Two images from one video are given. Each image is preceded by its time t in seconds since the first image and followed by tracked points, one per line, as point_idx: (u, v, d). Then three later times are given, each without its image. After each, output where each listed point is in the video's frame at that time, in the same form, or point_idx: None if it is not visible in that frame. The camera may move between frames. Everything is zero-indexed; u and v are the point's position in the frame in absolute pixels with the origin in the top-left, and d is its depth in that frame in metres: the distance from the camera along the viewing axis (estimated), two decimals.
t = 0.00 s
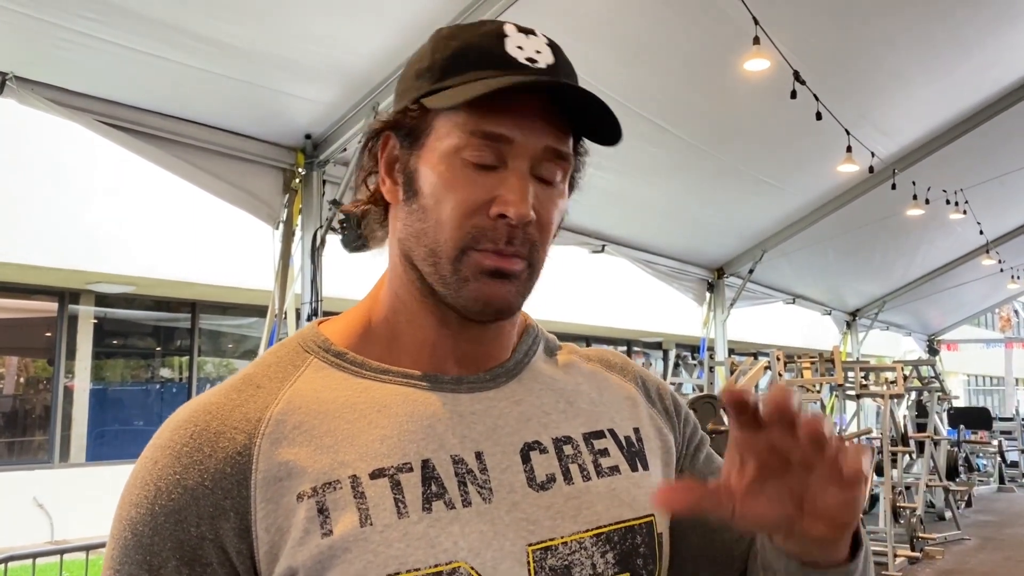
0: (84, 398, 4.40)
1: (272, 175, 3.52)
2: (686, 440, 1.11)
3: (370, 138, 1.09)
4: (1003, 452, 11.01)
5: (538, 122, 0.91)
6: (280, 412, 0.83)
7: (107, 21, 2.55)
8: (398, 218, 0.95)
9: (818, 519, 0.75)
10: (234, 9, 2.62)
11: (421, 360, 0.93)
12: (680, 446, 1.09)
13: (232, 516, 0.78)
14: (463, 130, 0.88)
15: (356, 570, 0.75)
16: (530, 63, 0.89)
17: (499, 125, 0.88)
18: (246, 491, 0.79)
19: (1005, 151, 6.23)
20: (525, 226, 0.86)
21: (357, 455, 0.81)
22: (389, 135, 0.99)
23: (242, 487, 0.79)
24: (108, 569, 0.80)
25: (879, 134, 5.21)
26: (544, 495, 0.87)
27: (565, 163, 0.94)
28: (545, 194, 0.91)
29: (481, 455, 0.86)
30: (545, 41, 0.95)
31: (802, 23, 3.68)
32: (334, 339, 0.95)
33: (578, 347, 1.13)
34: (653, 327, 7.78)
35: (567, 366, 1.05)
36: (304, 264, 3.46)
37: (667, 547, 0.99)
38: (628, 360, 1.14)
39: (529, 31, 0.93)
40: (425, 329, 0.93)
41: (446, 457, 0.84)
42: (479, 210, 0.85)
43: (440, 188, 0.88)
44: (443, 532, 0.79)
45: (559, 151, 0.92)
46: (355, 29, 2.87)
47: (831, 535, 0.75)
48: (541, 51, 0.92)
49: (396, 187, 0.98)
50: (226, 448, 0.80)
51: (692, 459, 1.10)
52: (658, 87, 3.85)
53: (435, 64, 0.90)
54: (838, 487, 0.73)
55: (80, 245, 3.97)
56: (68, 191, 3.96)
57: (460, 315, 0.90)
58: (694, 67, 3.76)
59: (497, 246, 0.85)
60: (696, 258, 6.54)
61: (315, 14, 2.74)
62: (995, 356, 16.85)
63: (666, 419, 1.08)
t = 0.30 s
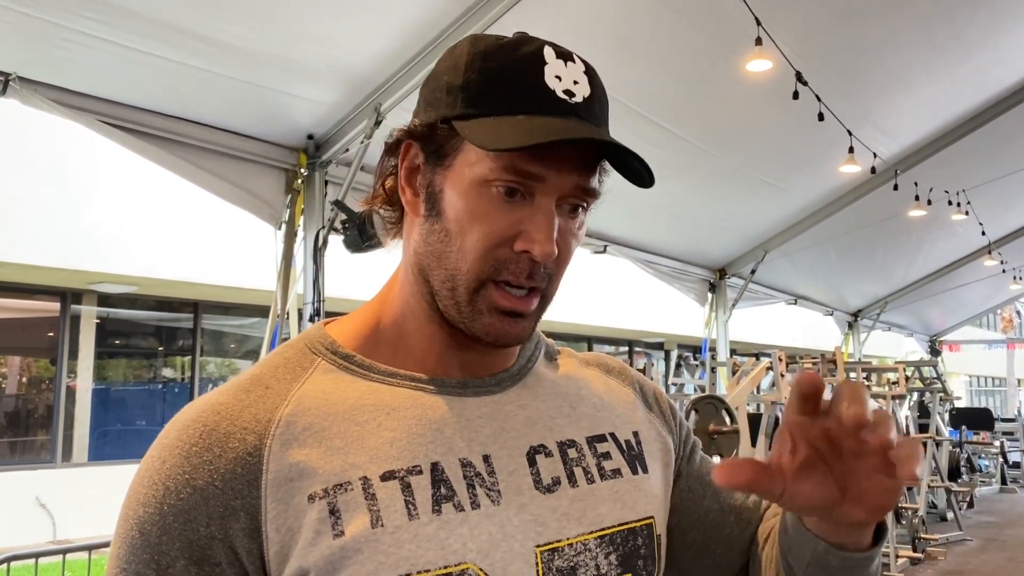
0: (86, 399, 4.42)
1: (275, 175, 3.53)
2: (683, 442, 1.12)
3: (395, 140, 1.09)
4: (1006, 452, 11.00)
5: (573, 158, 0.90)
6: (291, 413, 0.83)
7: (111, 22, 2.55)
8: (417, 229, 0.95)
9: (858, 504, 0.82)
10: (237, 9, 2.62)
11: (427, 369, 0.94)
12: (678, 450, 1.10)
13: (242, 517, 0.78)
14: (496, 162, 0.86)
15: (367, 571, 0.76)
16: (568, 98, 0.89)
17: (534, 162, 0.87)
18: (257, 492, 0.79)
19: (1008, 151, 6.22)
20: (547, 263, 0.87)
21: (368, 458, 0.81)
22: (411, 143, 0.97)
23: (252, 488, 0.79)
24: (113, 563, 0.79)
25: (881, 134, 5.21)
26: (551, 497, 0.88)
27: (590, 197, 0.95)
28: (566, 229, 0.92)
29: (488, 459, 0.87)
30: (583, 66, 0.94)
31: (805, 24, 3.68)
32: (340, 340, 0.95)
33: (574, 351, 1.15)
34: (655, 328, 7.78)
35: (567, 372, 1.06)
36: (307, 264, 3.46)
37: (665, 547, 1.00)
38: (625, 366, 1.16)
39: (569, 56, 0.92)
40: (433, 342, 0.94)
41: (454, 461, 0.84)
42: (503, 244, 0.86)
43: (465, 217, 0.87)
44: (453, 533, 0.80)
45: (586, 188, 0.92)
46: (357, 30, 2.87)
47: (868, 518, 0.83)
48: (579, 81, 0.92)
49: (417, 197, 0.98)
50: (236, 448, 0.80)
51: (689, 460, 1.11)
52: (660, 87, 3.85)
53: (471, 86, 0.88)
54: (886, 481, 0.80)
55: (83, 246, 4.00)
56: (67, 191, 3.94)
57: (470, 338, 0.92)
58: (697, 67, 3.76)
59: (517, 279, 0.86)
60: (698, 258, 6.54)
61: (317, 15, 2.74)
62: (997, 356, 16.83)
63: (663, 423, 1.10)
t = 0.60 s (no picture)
0: (88, 399, 4.42)
1: (277, 175, 3.53)
2: (684, 435, 1.12)
3: (403, 139, 1.10)
4: (1007, 453, 10.98)
5: (578, 144, 0.92)
6: (301, 413, 0.83)
7: (113, 22, 2.56)
8: (427, 222, 0.95)
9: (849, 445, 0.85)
10: (240, 9, 2.62)
11: (437, 364, 0.94)
12: (681, 446, 1.10)
13: (254, 515, 0.78)
14: (506, 146, 0.88)
15: (378, 571, 0.76)
16: (575, 86, 0.91)
17: (542, 145, 0.88)
18: (268, 490, 0.79)
19: (1011, 151, 6.21)
20: (558, 246, 0.87)
21: (378, 457, 0.81)
22: (422, 138, 0.98)
23: (264, 486, 0.79)
24: (123, 562, 0.79)
25: (884, 134, 5.20)
26: (556, 496, 0.88)
27: (597, 186, 0.96)
28: (575, 215, 0.92)
29: (496, 458, 0.87)
30: (588, 61, 0.96)
31: (807, 23, 3.67)
32: (348, 340, 0.95)
33: (575, 350, 1.15)
34: (657, 328, 7.79)
35: (571, 372, 1.06)
36: (309, 264, 3.47)
37: (669, 545, 1.00)
38: (626, 364, 1.15)
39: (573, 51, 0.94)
40: (444, 334, 0.94)
41: (462, 460, 0.84)
42: (515, 227, 0.86)
43: (476, 203, 0.88)
44: (462, 533, 0.80)
45: (593, 175, 0.94)
46: (360, 30, 2.87)
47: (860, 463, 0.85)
48: (584, 72, 0.93)
49: (427, 191, 0.98)
50: (247, 448, 0.80)
51: (690, 455, 1.10)
52: (662, 87, 3.85)
53: (480, 78, 0.90)
54: (877, 420, 0.83)
55: (87, 246, 4.01)
56: (68, 190, 3.93)
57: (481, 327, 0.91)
58: (699, 67, 3.75)
59: (529, 263, 0.86)
60: (700, 258, 6.54)
61: (320, 15, 2.74)
62: (999, 357, 16.81)
63: (664, 419, 1.09)
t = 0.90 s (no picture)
0: (90, 399, 4.43)
1: (279, 175, 3.53)
2: (690, 445, 1.12)
3: (422, 139, 1.10)
4: (1009, 454, 10.96)
5: (597, 146, 0.92)
6: (315, 411, 0.83)
7: (116, 22, 2.56)
8: (443, 222, 0.95)
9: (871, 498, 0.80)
10: (242, 9, 2.62)
11: (451, 364, 0.94)
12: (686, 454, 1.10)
13: (268, 511, 0.78)
14: (526, 146, 0.88)
15: (391, 569, 0.75)
16: (596, 90, 0.91)
17: (561, 146, 0.89)
18: (282, 488, 0.79)
19: (1012, 151, 6.20)
20: (575, 246, 0.87)
21: (391, 456, 0.82)
22: (441, 139, 0.98)
23: (278, 483, 0.79)
24: (134, 557, 0.78)
25: (885, 134, 5.20)
26: (565, 499, 0.88)
27: (613, 189, 0.97)
28: (592, 216, 0.93)
29: (506, 460, 0.87)
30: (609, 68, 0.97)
31: (809, 24, 3.67)
32: (362, 339, 0.95)
33: (584, 356, 1.15)
34: (658, 328, 7.79)
35: (579, 377, 1.06)
36: (310, 264, 3.48)
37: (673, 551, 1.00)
38: (633, 371, 1.16)
39: (594, 56, 0.95)
40: (460, 333, 0.94)
41: (473, 461, 0.85)
42: (533, 227, 0.86)
43: (495, 202, 0.88)
44: (472, 532, 0.80)
45: (611, 178, 0.94)
46: (362, 29, 2.87)
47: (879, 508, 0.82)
48: (604, 78, 0.94)
49: (444, 192, 0.98)
50: (262, 444, 0.80)
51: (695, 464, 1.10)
52: (663, 87, 3.85)
53: (502, 80, 0.90)
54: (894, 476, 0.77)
55: (90, 245, 4.01)
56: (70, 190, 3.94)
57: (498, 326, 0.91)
58: (700, 68, 3.75)
59: (547, 263, 0.86)
60: (702, 259, 6.54)
61: (322, 15, 2.74)
62: (1000, 357, 16.79)
63: (672, 427, 1.10)
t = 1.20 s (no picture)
0: (89, 399, 4.44)
1: (281, 175, 3.53)
2: (695, 442, 1.12)
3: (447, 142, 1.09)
4: (1009, 454, 10.96)
5: (625, 158, 0.92)
6: (342, 409, 0.83)
7: (118, 22, 2.56)
8: (468, 226, 0.95)
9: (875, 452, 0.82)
10: (245, 9, 2.63)
11: (471, 367, 0.94)
12: (692, 451, 1.10)
13: (296, 509, 0.78)
14: (556, 156, 0.88)
15: (418, 569, 0.76)
16: (625, 99, 0.91)
17: (591, 157, 0.89)
18: (311, 485, 0.78)
19: (1013, 151, 6.20)
20: (601, 256, 0.88)
21: (416, 456, 0.82)
22: (467, 143, 0.97)
23: (307, 481, 0.79)
24: (156, 554, 0.76)
25: (886, 134, 5.20)
26: (579, 500, 0.88)
27: (637, 199, 0.97)
28: (617, 226, 0.93)
29: (524, 459, 0.87)
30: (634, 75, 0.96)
31: (809, 24, 3.67)
32: (382, 337, 0.94)
33: (592, 355, 1.16)
34: (659, 328, 7.79)
35: (591, 379, 1.06)
36: (311, 264, 3.49)
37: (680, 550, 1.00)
38: (640, 370, 1.16)
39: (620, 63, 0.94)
40: (480, 336, 0.94)
41: (494, 461, 0.85)
42: (560, 236, 0.86)
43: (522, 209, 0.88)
44: (495, 532, 0.80)
45: (637, 188, 0.94)
46: (365, 30, 2.87)
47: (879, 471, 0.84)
48: (631, 86, 0.94)
49: (469, 196, 0.98)
50: (290, 442, 0.79)
51: (699, 461, 1.10)
52: (665, 87, 3.85)
53: (532, 84, 0.89)
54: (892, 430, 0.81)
55: (92, 245, 4.02)
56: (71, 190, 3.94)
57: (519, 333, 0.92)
58: (702, 68, 3.75)
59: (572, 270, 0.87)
60: (702, 259, 6.54)
61: (325, 15, 2.74)
62: (1000, 357, 16.77)
63: (678, 426, 1.10)
